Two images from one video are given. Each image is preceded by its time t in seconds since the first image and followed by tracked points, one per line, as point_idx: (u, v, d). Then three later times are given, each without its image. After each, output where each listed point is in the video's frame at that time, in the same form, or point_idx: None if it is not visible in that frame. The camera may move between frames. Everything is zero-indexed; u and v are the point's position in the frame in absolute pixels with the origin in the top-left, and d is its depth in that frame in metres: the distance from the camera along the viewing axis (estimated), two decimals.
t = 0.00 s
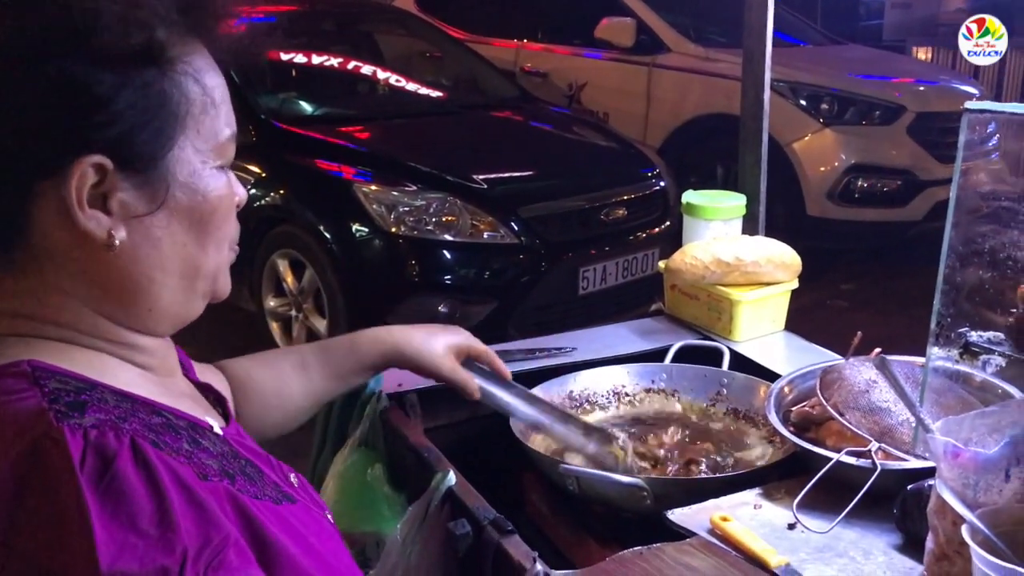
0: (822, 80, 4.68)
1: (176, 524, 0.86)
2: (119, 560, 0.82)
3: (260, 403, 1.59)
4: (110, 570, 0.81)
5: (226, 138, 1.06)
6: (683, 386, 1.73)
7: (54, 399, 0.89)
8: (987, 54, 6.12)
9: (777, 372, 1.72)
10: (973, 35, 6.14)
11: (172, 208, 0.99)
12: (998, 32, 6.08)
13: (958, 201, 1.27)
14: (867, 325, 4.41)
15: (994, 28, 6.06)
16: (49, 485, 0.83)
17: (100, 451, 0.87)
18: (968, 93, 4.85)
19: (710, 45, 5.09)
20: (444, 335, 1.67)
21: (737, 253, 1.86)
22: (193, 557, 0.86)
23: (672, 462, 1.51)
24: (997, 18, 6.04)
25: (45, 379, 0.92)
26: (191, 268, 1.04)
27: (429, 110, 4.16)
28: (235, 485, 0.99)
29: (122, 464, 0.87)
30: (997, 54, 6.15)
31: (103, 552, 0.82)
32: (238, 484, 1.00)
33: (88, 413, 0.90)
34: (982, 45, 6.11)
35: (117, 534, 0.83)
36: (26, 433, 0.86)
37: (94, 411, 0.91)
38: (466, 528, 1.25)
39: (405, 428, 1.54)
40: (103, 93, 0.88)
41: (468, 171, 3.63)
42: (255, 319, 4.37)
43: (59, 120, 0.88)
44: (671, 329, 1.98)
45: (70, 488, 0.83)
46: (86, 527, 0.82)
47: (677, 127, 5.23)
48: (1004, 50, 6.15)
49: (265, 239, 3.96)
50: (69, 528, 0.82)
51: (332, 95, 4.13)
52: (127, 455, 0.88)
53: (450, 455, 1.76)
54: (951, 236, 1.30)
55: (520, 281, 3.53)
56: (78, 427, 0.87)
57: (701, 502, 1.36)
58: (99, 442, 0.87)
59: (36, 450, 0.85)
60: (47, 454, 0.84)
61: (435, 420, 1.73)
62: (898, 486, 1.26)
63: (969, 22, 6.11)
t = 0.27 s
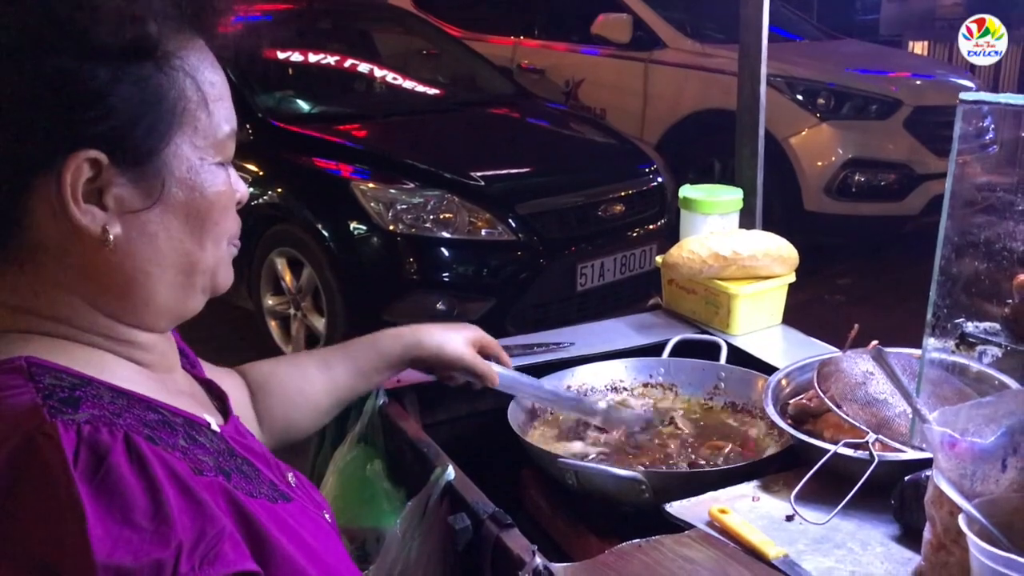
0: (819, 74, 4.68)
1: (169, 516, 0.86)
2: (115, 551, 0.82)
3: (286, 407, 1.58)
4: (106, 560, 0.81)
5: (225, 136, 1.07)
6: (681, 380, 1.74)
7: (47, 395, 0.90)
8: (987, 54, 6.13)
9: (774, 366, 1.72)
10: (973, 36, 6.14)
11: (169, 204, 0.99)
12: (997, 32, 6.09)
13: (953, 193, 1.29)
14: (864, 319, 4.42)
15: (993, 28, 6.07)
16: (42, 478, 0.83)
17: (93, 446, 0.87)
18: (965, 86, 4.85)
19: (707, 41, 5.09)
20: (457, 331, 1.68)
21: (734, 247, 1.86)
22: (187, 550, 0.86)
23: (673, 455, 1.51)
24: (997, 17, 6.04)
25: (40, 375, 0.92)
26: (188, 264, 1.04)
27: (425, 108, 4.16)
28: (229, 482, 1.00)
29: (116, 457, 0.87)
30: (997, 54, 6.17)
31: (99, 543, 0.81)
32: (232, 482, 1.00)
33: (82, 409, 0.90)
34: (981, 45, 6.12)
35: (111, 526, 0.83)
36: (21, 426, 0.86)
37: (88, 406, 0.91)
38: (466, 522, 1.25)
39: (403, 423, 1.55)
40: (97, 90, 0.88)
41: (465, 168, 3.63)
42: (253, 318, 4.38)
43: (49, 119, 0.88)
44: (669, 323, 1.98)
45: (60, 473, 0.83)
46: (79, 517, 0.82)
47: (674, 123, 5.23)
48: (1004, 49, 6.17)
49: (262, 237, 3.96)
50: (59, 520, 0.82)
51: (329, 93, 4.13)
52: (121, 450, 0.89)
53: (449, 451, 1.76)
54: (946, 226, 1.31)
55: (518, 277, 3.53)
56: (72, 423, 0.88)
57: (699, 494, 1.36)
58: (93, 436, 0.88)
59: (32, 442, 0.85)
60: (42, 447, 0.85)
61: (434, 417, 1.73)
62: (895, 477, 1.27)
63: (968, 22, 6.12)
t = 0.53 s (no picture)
0: (821, 70, 4.68)
1: (172, 509, 0.86)
2: (118, 541, 0.81)
3: (342, 389, 1.54)
4: (109, 550, 0.81)
5: (232, 127, 1.05)
6: (686, 374, 1.73)
7: (51, 389, 0.90)
8: (987, 55, 6.11)
9: (779, 360, 1.73)
10: (974, 36, 6.12)
11: (169, 198, 0.98)
12: (999, 32, 6.11)
13: (959, 185, 1.29)
14: (868, 314, 4.42)
15: (995, 28, 6.08)
16: (47, 473, 0.84)
17: (96, 438, 0.87)
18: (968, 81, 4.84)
19: (709, 37, 5.09)
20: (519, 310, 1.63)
21: (740, 242, 1.87)
22: (191, 541, 0.85)
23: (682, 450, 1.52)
24: (998, 18, 6.06)
25: (45, 370, 0.93)
26: (191, 259, 1.02)
27: (428, 105, 4.16)
28: (235, 477, 1.00)
29: (118, 450, 0.87)
30: (997, 54, 6.17)
31: (103, 533, 0.81)
32: (237, 478, 1.00)
33: (86, 403, 0.90)
34: (982, 45, 6.10)
35: (113, 518, 0.83)
36: (27, 419, 0.86)
37: (92, 400, 0.91)
38: (473, 517, 1.26)
39: (409, 419, 1.56)
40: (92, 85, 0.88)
41: (468, 166, 3.63)
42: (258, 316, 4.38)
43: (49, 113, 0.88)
44: (674, 319, 1.98)
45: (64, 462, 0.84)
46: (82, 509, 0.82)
47: (677, 119, 5.23)
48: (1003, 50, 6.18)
49: (266, 236, 3.96)
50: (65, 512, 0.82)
51: (332, 91, 4.13)
52: (124, 442, 0.88)
53: (456, 447, 1.76)
54: (952, 220, 1.31)
55: (522, 274, 3.53)
56: (75, 416, 0.87)
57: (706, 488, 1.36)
58: (95, 430, 0.88)
59: (39, 434, 0.85)
60: (45, 440, 0.85)
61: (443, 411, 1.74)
62: (902, 471, 1.27)
63: (969, 23, 6.12)
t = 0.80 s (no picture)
0: (824, 68, 4.68)
1: (167, 507, 0.86)
2: (117, 537, 0.82)
3: (347, 391, 1.55)
4: (106, 546, 0.81)
5: (211, 123, 1.03)
6: (689, 372, 1.73)
7: (49, 388, 0.90)
8: (986, 54, 6.08)
9: (782, 358, 1.73)
10: (973, 36, 6.14)
11: (142, 200, 0.97)
12: (997, 32, 6.11)
13: (960, 183, 1.29)
14: (872, 311, 4.42)
15: (994, 28, 6.08)
16: (41, 469, 0.84)
17: (93, 436, 0.87)
18: (971, 78, 4.84)
19: (711, 35, 5.09)
20: (533, 327, 1.58)
21: (742, 240, 1.87)
22: (188, 538, 0.86)
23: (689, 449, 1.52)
24: (996, 18, 6.08)
25: (46, 368, 0.93)
26: (172, 261, 1.01)
27: (431, 104, 4.16)
28: (237, 474, 1.00)
29: (116, 447, 0.87)
30: (995, 55, 6.17)
31: (100, 528, 0.82)
32: (239, 474, 1.01)
33: (84, 401, 0.90)
34: (982, 45, 6.08)
35: (111, 515, 0.83)
36: (22, 419, 0.87)
37: (90, 398, 0.91)
38: (476, 515, 1.26)
39: (412, 417, 1.56)
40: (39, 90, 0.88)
41: (471, 165, 3.63)
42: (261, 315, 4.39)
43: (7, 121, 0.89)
44: (676, 317, 1.98)
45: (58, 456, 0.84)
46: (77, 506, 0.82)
47: (679, 117, 5.23)
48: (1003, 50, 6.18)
49: (269, 235, 3.97)
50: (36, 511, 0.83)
51: (334, 90, 4.13)
52: (122, 440, 0.88)
53: (459, 445, 1.77)
54: (954, 217, 1.32)
55: (525, 273, 3.54)
56: (72, 414, 0.88)
57: (708, 486, 1.36)
58: (93, 427, 0.88)
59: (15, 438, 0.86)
60: (43, 437, 0.85)
61: (445, 410, 1.74)
62: (904, 468, 1.27)
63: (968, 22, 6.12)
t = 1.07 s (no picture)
0: (823, 68, 4.68)
1: (160, 501, 0.86)
2: (108, 531, 0.82)
3: (311, 385, 1.63)
4: (99, 541, 0.81)
5: (197, 122, 1.02)
6: (688, 373, 1.74)
7: (41, 386, 0.90)
8: (987, 53, 6.05)
9: (781, 358, 1.73)
10: (973, 35, 6.10)
11: (125, 203, 0.96)
12: (998, 31, 6.08)
13: (958, 184, 1.28)
14: (872, 311, 4.42)
15: (994, 28, 6.06)
16: (37, 465, 0.84)
17: (86, 431, 0.87)
18: (971, 78, 4.84)
19: (711, 35, 5.09)
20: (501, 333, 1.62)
21: (741, 240, 1.87)
22: (183, 531, 0.86)
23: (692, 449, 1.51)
24: (996, 17, 6.05)
25: (38, 366, 0.94)
26: (158, 261, 1.01)
27: (430, 105, 4.17)
28: (232, 472, 1.00)
29: (108, 442, 0.87)
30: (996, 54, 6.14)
31: (91, 523, 0.82)
32: (235, 471, 1.01)
33: (77, 398, 0.91)
34: (982, 44, 6.05)
35: (105, 509, 0.83)
36: (13, 417, 0.87)
37: (83, 394, 0.92)
38: (474, 517, 1.26)
39: (411, 417, 1.55)
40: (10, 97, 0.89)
41: (471, 166, 3.63)
42: (261, 317, 4.39)
43: None
44: (675, 317, 1.98)
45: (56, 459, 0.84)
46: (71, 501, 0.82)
47: (679, 117, 5.22)
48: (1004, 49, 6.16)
49: (269, 236, 3.97)
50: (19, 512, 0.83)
51: (334, 91, 4.13)
52: (114, 435, 0.89)
53: (457, 446, 1.77)
54: (952, 218, 1.31)
55: (524, 274, 3.54)
56: (65, 410, 0.88)
57: (708, 486, 1.36)
58: (86, 423, 0.88)
59: None
60: (34, 434, 0.85)
61: (444, 411, 1.74)
62: (904, 468, 1.27)
63: (968, 22, 6.09)
